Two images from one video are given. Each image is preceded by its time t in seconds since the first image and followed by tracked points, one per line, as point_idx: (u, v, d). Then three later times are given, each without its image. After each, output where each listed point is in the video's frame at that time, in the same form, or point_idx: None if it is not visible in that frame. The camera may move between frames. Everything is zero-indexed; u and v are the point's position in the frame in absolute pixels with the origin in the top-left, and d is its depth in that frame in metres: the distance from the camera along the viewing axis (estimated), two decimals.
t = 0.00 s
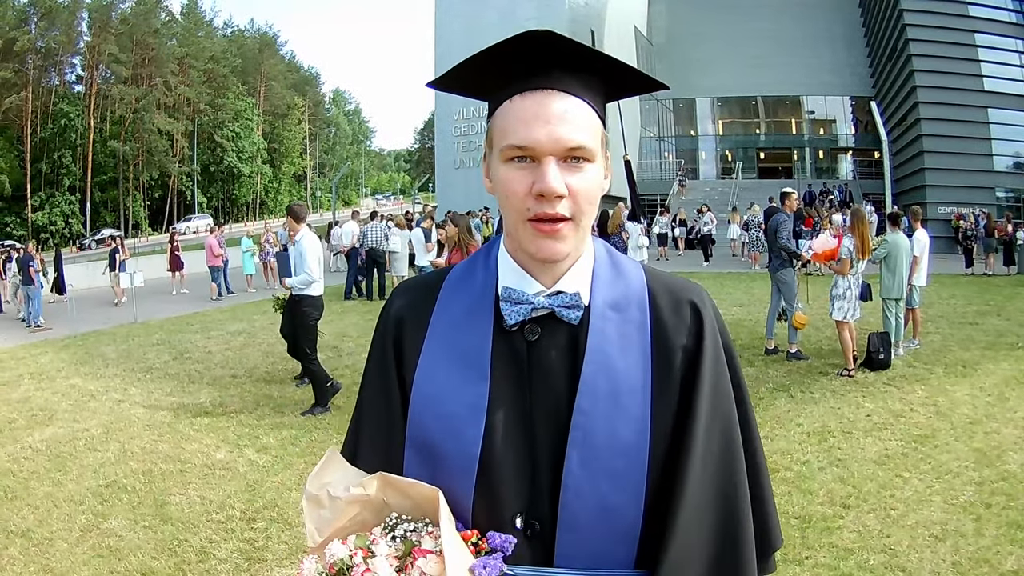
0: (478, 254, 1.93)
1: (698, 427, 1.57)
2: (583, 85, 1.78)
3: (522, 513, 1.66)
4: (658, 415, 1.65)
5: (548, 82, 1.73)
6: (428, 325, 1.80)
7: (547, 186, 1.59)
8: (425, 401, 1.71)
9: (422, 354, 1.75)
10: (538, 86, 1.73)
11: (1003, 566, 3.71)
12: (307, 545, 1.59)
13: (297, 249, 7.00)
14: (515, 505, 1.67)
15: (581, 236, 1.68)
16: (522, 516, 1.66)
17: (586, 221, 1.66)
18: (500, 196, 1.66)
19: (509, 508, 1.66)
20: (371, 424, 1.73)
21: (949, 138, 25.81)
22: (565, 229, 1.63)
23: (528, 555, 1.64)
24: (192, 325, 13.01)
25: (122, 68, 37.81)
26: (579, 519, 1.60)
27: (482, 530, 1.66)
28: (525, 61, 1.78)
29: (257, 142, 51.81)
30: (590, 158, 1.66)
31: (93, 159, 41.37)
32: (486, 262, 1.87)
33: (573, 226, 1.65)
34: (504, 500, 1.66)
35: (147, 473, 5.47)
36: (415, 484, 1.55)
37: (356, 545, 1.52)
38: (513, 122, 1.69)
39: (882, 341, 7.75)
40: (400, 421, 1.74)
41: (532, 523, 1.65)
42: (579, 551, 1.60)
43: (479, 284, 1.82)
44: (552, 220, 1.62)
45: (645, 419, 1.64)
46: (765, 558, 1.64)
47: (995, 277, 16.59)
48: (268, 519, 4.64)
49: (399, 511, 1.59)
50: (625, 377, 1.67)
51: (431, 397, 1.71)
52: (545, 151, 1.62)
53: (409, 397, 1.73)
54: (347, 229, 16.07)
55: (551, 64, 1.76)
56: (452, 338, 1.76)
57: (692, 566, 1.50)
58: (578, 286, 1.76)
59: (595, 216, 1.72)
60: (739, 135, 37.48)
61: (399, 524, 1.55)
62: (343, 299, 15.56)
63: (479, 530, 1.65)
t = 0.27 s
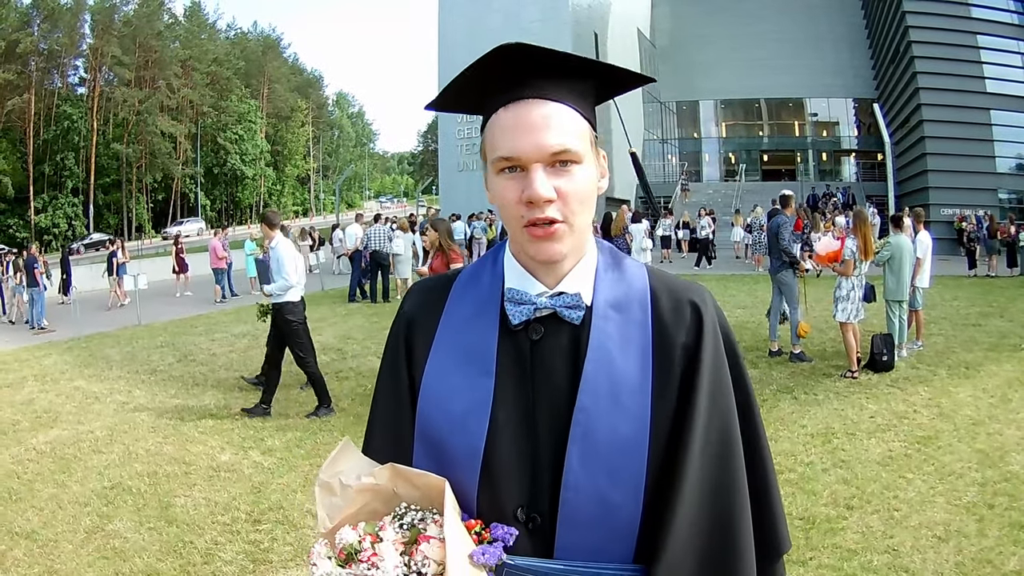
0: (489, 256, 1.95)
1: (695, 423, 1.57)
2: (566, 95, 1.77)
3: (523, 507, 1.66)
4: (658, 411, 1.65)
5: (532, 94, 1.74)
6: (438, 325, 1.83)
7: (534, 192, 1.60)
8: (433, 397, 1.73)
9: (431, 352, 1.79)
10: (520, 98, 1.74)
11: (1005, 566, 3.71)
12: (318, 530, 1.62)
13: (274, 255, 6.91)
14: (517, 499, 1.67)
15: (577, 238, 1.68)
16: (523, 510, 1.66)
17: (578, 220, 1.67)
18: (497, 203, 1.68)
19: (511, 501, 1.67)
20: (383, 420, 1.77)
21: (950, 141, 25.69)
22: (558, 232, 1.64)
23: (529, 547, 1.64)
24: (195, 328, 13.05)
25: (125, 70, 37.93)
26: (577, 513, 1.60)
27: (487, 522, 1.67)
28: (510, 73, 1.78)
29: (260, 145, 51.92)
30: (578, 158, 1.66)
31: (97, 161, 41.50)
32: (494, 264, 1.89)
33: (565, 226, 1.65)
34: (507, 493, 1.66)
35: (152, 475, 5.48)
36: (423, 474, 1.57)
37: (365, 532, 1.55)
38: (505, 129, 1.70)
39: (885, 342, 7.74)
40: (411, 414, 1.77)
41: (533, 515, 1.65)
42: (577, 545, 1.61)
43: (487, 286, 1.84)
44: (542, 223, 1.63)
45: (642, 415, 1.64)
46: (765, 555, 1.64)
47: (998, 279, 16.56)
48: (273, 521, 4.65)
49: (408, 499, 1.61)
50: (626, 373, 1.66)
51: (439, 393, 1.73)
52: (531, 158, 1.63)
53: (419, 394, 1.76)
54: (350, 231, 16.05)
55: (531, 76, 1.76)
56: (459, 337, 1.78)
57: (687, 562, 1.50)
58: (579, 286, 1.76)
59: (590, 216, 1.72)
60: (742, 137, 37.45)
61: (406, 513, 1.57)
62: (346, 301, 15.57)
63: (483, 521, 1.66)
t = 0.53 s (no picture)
0: (482, 257, 1.94)
1: (684, 419, 1.55)
2: (538, 108, 1.75)
3: (513, 501, 1.67)
4: (646, 405, 1.63)
5: (502, 109, 1.73)
6: (435, 324, 1.83)
7: (506, 214, 1.60)
8: (428, 392, 1.74)
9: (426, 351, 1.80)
10: (490, 115, 1.73)
11: (1001, 567, 3.72)
12: (317, 519, 1.64)
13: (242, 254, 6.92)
14: (507, 493, 1.67)
15: (557, 252, 1.68)
16: (514, 503, 1.66)
17: (555, 237, 1.67)
18: (477, 219, 1.69)
19: (501, 495, 1.67)
20: (383, 415, 1.79)
21: (948, 142, 25.75)
22: (536, 251, 1.65)
23: (520, 540, 1.64)
24: (192, 327, 13.03)
25: (123, 69, 37.85)
26: (565, 506, 1.59)
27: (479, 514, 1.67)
28: (485, 86, 1.77)
29: (257, 144, 51.88)
30: (550, 175, 1.65)
31: (94, 160, 41.44)
32: (488, 266, 1.89)
33: (543, 244, 1.66)
34: (497, 488, 1.67)
35: (148, 475, 5.48)
36: (417, 466, 1.57)
37: (360, 520, 1.58)
38: (479, 145, 1.70)
39: (881, 343, 7.76)
40: (407, 410, 1.78)
41: (524, 510, 1.65)
42: (565, 538, 1.60)
43: (480, 287, 1.84)
44: (519, 240, 1.63)
45: (631, 410, 1.62)
46: (756, 549, 1.63)
47: (994, 280, 16.62)
48: (270, 520, 4.64)
49: (405, 492, 1.62)
50: (614, 369, 1.65)
51: (432, 390, 1.74)
52: (502, 179, 1.62)
53: (414, 390, 1.77)
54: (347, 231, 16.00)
55: (501, 91, 1.76)
56: (452, 336, 1.79)
57: (673, 558, 1.49)
58: (569, 286, 1.75)
59: (571, 225, 1.71)
60: (740, 137, 37.50)
61: (400, 503, 1.58)
62: (343, 301, 15.56)
63: (475, 515, 1.67)
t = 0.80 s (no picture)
0: (481, 258, 1.94)
1: (680, 417, 1.54)
2: (536, 110, 1.75)
3: (511, 498, 1.67)
4: (643, 405, 1.63)
5: (495, 111, 1.73)
6: (435, 324, 1.84)
7: (500, 212, 1.60)
8: (427, 393, 1.74)
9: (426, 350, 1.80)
10: (484, 117, 1.73)
11: (1003, 564, 3.72)
12: (318, 516, 1.65)
13: (219, 258, 6.71)
14: (505, 490, 1.67)
15: (552, 252, 1.69)
16: (512, 501, 1.66)
17: (550, 234, 1.67)
18: (472, 221, 1.69)
19: (499, 494, 1.67)
20: (384, 413, 1.81)
21: (947, 140, 25.75)
22: (529, 248, 1.65)
23: (518, 538, 1.64)
24: (192, 328, 13.03)
25: (122, 71, 37.82)
26: (564, 505, 1.59)
27: (477, 512, 1.68)
28: (478, 89, 1.78)
29: (257, 145, 51.89)
30: (544, 175, 1.65)
31: (94, 162, 41.45)
32: (486, 266, 1.89)
33: (537, 240, 1.65)
34: (494, 486, 1.67)
35: (150, 475, 5.48)
36: (418, 464, 1.57)
37: (361, 518, 1.59)
38: (474, 148, 1.69)
39: (882, 341, 7.76)
40: (407, 410, 1.79)
41: (522, 507, 1.65)
42: (564, 537, 1.60)
43: (479, 288, 1.84)
44: (513, 238, 1.63)
45: (628, 409, 1.62)
46: (754, 547, 1.64)
47: (994, 278, 16.63)
48: (272, 520, 4.65)
49: (406, 489, 1.62)
50: (611, 367, 1.65)
51: (433, 390, 1.75)
52: (497, 177, 1.63)
53: (415, 389, 1.77)
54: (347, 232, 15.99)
55: (494, 93, 1.76)
56: (451, 337, 1.79)
57: (674, 555, 1.49)
58: (565, 284, 1.75)
59: (566, 225, 1.71)
60: (739, 136, 37.59)
61: (402, 500, 1.59)
62: (343, 301, 15.56)
63: (473, 512, 1.68)
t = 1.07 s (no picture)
0: (487, 254, 1.94)
1: (680, 411, 1.54)
2: (549, 111, 1.74)
3: (515, 494, 1.66)
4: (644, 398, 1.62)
5: (507, 109, 1.72)
6: (439, 319, 1.84)
7: (509, 211, 1.60)
8: (432, 389, 1.75)
9: (431, 344, 1.81)
10: (495, 115, 1.73)
11: (1003, 564, 3.72)
12: (321, 511, 1.65)
13: (195, 260, 6.58)
14: (508, 486, 1.67)
15: (558, 251, 1.68)
16: (515, 497, 1.66)
17: (556, 234, 1.66)
18: (478, 219, 1.69)
19: (502, 489, 1.67)
20: (388, 408, 1.82)
21: (948, 139, 25.72)
22: (537, 246, 1.64)
23: (520, 534, 1.63)
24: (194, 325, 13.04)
25: (124, 68, 37.80)
26: (563, 500, 1.59)
27: (480, 508, 1.67)
28: (489, 89, 1.77)
29: (258, 142, 51.92)
30: (555, 174, 1.64)
31: (95, 159, 41.47)
32: (493, 262, 1.89)
33: (544, 239, 1.65)
34: (498, 481, 1.67)
35: (151, 473, 5.48)
36: (420, 460, 1.57)
37: (363, 513, 1.59)
38: (481, 148, 1.70)
39: (883, 340, 7.75)
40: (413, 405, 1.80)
41: (525, 503, 1.65)
42: (564, 532, 1.59)
43: (484, 283, 1.85)
44: (521, 237, 1.63)
45: (628, 404, 1.61)
46: (756, 545, 1.63)
47: (996, 277, 16.60)
48: (273, 518, 4.65)
49: (408, 485, 1.62)
50: (613, 362, 1.64)
51: (437, 385, 1.75)
52: (506, 176, 1.62)
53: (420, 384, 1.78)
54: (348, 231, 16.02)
55: (513, 89, 1.75)
56: (455, 332, 1.79)
57: (672, 550, 1.49)
58: (568, 280, 1.74)
59: (572, 224, 1.71)
60: (741, 135, 37.42)
61: (403, 497, 1.58)
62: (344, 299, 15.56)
63: (476, 508, 1.67)
